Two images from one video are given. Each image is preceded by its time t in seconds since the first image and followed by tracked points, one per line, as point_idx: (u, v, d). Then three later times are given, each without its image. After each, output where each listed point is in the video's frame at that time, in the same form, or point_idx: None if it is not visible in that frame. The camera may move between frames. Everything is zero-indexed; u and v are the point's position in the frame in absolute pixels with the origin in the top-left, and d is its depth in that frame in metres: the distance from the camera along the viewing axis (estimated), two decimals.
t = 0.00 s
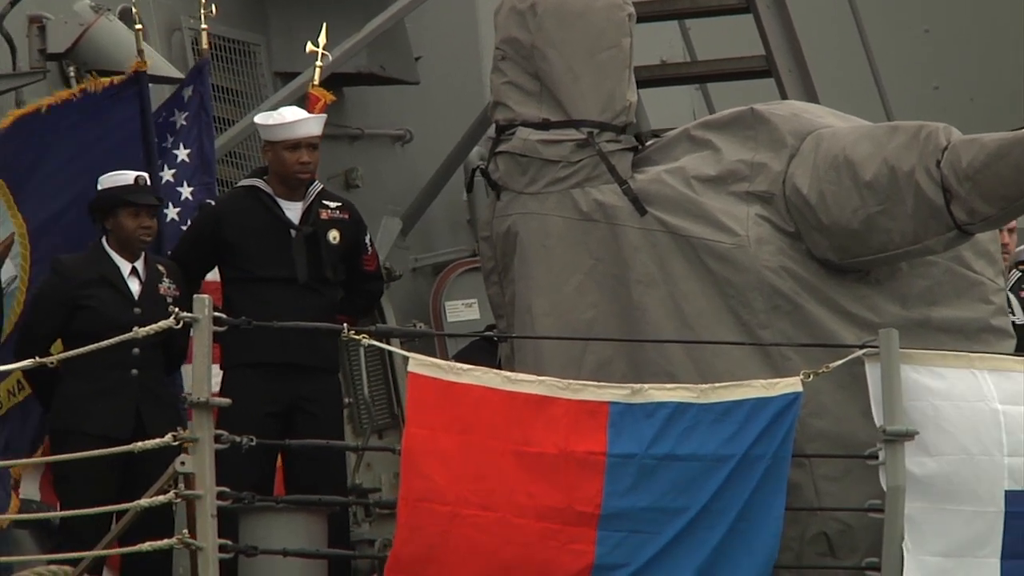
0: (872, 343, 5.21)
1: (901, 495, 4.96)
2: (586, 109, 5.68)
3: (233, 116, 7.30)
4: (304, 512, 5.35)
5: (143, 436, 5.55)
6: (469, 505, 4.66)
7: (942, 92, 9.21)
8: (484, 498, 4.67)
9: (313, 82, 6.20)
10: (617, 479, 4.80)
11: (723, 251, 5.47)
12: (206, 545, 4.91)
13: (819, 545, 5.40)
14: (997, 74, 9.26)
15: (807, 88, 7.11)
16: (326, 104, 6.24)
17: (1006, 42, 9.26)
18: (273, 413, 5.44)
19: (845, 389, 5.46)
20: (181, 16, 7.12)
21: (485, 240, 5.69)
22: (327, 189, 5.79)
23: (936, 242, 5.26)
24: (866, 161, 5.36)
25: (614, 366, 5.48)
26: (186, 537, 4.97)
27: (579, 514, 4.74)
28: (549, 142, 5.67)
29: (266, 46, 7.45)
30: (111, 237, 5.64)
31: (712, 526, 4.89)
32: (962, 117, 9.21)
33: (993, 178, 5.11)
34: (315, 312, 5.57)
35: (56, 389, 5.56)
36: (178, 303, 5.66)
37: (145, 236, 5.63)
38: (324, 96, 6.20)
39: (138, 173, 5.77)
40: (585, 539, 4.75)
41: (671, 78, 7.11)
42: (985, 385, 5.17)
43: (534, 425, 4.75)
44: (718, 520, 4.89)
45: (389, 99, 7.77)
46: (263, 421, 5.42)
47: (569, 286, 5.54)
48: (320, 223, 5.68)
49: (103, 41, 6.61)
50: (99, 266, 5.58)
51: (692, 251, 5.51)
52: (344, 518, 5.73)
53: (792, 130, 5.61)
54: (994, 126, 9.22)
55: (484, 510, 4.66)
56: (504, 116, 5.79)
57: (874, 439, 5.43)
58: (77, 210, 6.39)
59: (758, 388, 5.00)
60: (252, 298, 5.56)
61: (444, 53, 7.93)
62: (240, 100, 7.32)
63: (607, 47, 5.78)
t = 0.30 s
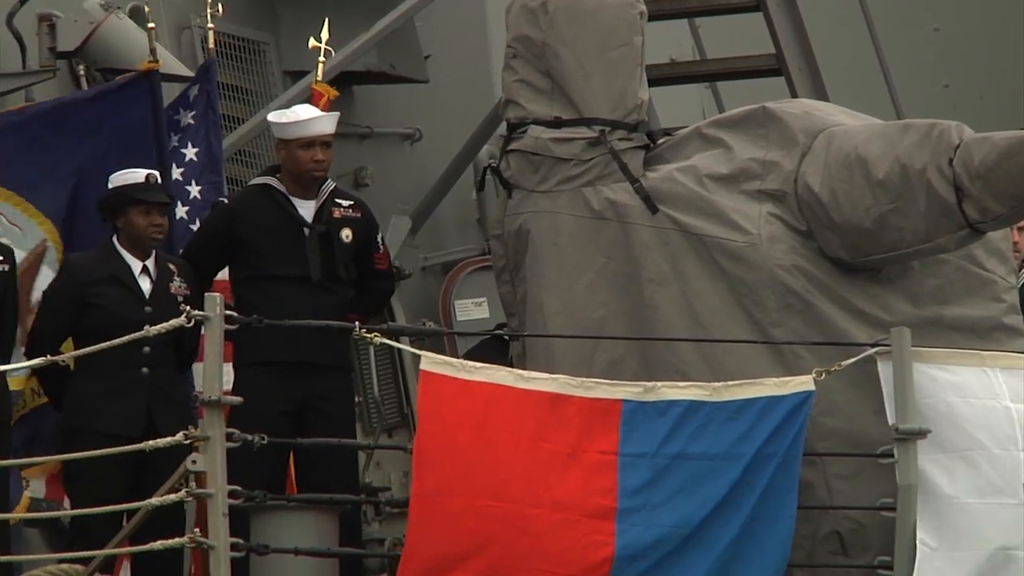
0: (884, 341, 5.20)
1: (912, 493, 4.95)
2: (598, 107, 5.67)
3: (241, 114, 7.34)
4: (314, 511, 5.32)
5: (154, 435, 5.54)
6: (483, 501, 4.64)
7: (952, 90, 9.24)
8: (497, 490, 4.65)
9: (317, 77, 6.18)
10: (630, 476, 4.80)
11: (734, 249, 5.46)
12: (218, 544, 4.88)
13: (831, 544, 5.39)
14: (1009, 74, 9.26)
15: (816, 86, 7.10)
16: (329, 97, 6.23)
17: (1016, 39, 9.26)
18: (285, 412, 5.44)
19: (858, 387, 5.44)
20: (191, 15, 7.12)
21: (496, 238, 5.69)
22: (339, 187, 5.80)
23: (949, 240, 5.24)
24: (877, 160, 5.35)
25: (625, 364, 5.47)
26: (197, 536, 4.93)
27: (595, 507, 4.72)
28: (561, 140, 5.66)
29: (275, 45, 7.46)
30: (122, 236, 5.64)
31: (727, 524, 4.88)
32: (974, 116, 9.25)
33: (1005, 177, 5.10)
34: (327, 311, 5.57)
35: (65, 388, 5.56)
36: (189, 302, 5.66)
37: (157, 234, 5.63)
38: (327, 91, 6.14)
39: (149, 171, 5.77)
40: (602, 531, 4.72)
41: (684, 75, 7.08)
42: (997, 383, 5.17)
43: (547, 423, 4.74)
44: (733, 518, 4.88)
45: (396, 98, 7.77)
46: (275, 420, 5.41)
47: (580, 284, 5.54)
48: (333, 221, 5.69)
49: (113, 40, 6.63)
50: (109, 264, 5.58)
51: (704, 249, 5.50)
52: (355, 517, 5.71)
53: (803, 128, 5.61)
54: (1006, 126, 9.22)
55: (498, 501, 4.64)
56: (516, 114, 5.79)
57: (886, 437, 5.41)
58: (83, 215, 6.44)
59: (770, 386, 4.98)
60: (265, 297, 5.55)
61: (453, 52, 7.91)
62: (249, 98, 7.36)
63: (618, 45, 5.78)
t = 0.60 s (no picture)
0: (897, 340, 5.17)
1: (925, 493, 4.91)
2: (610, 105, 5.67)
3: (254, 114, 7.36)
4: (327, 510, 5.32)
5: (165, 434, 5.54)
6: (495, 495, 4.63)
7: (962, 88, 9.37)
8: (507, 480, 4.64)
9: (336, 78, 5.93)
10: (645, 468, 4.76)
11: (747, 247, 5.45)
12: (230, 544, 4.89)
13: (844, 542, 5.39)
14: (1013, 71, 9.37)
15: (827, 85, 7.10)
16: (349, 99, 5.96)
17: None
18: (297, 410, 5.45)
19: (870, 386, 5.43)
20: (201, 13, 7.16)
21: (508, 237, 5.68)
22: (353, 186, 5.77)
23: (962, 238, 5.22)
24: (890, 158, 5.32)
25: (637, 362, 5.47)
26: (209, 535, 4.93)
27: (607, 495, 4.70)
28: (573, 139, 5.66)
29: (286, 43, 7.49)
30: (133, 234, 5.67)
31: (743, 515, 4.82)
32: (983, 113, 9.33)
33: (1018, 175, 5.04)
34: (340, 310, 5.56)
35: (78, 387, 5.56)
36: (201, 301, 5.70)
37: (168, 232, 5.65)
38: (346, 92, 5.90)
39: (161, 169, 5.79)
40: (615, 509, 4.71)
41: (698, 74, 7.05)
42: (1008, 380, 5.10)
43: (560, 417, 4.72)
44: (748, 508, 4.83)
45: (409, 95, 7.80)
46: (288, 418, 5.42)
47: (592, 283, 5.53)
48: (347, 220, 5.67)
49: (123, 38, 6.65)
50: (122, 263, 5.61)
51: (716, 247, 5.50)
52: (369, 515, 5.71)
53: (816, 127, 5.59)
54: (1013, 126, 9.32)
55: (507, 491, 4.64)
56: (528, 112, 5.78)
57: (899, 436, 5.39)
58: (91, 203, 6.55)
59: (786, 383, 4.98)
60: (280, 296, 5.54)
61: (463, 51, 7.92)
62: (262, 98, 7.37)
63: (631, 43, 5.76)
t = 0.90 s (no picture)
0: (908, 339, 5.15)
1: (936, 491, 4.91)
2: (621, 104, 5.66)
3: (264, 113, 7.38)
4: (338, 509, 5.30)
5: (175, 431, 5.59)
6: (508, 490, 4.63)
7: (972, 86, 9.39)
8: (522, 474, 4.64)
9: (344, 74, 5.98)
10: (662, 460, 4.75)
11: (758, 246, 5.45)
12: (241, 542, 4.86)
13: (855, 541, 5.38)
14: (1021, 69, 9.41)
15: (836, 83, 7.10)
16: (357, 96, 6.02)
17: None
18: (313, 409, 5.54)
19: (882, 385, 5.42)
20: (209, 11, 7.20)
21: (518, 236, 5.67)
22: (366, 185, 5.83)
23: (973, 237, 5.22)
24: (902, 157, 5.31)
25: (648, 361, 5.46)
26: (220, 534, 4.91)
27: (623, 486, 4.70)
28: (584, 138, 5.65)
29: (295, 42, 7.51)
30: (143, 233, 5.70)
31: (758, 506, 4.82)
32: (992, 111, 9.35)
33: None
34: (352, 310, 5.63)
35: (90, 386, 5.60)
36: (211, 299, 5.72)
37: (178, 230, 5.70)
38: (354, 90, 5.98)
39: (170, 168, 5.82)
40: (631, 500, 4.71)
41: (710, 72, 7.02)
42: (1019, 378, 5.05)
43: (575, 409, 4.72)
44: (764, 498, 4.83)
45: (418, 92, 7.80)
46: (304, 417, 5.51)
47: (603, 282, 5.53)
48: (359, 219, 5.73)
49: (133, 37, 6.70)
50: (132, 263, 5.64)
51: (727, 246, 5.49)
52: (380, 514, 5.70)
53: (827, 125, 5.58)
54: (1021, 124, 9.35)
55: (522, 485, 4.64)
56: (538, 111, 5.77)
57: (911, 434, 5.38)
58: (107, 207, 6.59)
59: (798, 375, 4.96)
60: (292, 295, 5.61)
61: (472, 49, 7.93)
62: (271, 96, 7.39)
63: (641, 41, 5.75)
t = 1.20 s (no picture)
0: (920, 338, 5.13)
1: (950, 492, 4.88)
2: (633, 103, 5.64)
3: (274, 111, 7.40)
4: (350, 508, 5.30)
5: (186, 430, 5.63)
6: (518, 488, 4.63)
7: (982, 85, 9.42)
8: (534, 472, 4.63)
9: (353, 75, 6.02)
10: (675, 457, 4.73)
11: (770, 244, 5.43)
12: (253, 541, 4.84)
13: (868, 541, 5.36)
14: None
15: (847, 82, 7.09)
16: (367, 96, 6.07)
17: None
18: (325, 408, 5.55)
19: (894, 384, 5.41)
20: (219, 10, 7.21)
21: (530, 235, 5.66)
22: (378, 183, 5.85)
23: (986, 236, 5.22)
24: (914, 156, 5.30)
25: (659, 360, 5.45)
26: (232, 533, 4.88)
27: (636, 484, 4.69)
28: (596, 136, 5.64)
29: (305, 40, 7.52)
30: (154, 231, 5.71)
31: (772, 503, 4.80)
32: (1003, 109, 9.37)
33: None
34: (364, 309, 5.65)
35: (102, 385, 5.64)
36: (222, 298, 5.74)
37: (189, 230, 5.70)
38: (363, 89, 6.01)
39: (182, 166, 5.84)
40: (644, 498, 4.69)
41: (717, 71, 7.00)
42: None
43: (587, 407, 4.70)
44: (778, 495, 4.80)
45: (428, 91, 7.81)
46: (317, 417, 5.52)
47: (615, 281, 5.51)
48: (371, 218, 5.75)
49: (143, 35, 6.72)
50: (142, 262, 5.65)
51: (739, 245, 5.48)
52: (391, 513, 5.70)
53: (839, 124, 5.56)
54: None
55: (534, 483, 4.63)
56: (551, 109, 5.75)
57: (923, 433, 5.37)
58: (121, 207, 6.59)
59: (812, 371, 4.94)
60: (304, 293, 5.64)
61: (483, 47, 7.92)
62: (281, 95, 7.41)
63: (654, 40, 5.73)
